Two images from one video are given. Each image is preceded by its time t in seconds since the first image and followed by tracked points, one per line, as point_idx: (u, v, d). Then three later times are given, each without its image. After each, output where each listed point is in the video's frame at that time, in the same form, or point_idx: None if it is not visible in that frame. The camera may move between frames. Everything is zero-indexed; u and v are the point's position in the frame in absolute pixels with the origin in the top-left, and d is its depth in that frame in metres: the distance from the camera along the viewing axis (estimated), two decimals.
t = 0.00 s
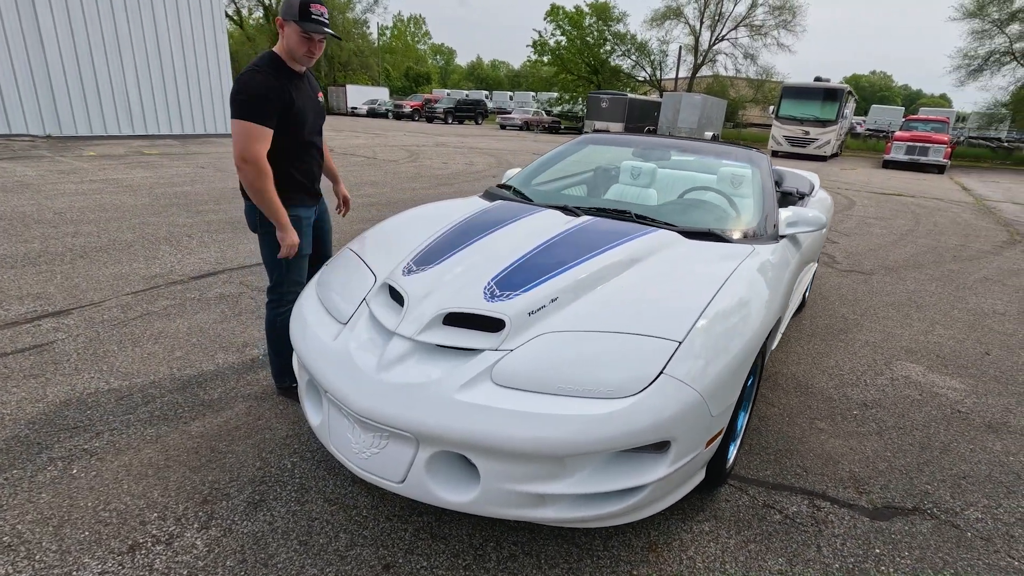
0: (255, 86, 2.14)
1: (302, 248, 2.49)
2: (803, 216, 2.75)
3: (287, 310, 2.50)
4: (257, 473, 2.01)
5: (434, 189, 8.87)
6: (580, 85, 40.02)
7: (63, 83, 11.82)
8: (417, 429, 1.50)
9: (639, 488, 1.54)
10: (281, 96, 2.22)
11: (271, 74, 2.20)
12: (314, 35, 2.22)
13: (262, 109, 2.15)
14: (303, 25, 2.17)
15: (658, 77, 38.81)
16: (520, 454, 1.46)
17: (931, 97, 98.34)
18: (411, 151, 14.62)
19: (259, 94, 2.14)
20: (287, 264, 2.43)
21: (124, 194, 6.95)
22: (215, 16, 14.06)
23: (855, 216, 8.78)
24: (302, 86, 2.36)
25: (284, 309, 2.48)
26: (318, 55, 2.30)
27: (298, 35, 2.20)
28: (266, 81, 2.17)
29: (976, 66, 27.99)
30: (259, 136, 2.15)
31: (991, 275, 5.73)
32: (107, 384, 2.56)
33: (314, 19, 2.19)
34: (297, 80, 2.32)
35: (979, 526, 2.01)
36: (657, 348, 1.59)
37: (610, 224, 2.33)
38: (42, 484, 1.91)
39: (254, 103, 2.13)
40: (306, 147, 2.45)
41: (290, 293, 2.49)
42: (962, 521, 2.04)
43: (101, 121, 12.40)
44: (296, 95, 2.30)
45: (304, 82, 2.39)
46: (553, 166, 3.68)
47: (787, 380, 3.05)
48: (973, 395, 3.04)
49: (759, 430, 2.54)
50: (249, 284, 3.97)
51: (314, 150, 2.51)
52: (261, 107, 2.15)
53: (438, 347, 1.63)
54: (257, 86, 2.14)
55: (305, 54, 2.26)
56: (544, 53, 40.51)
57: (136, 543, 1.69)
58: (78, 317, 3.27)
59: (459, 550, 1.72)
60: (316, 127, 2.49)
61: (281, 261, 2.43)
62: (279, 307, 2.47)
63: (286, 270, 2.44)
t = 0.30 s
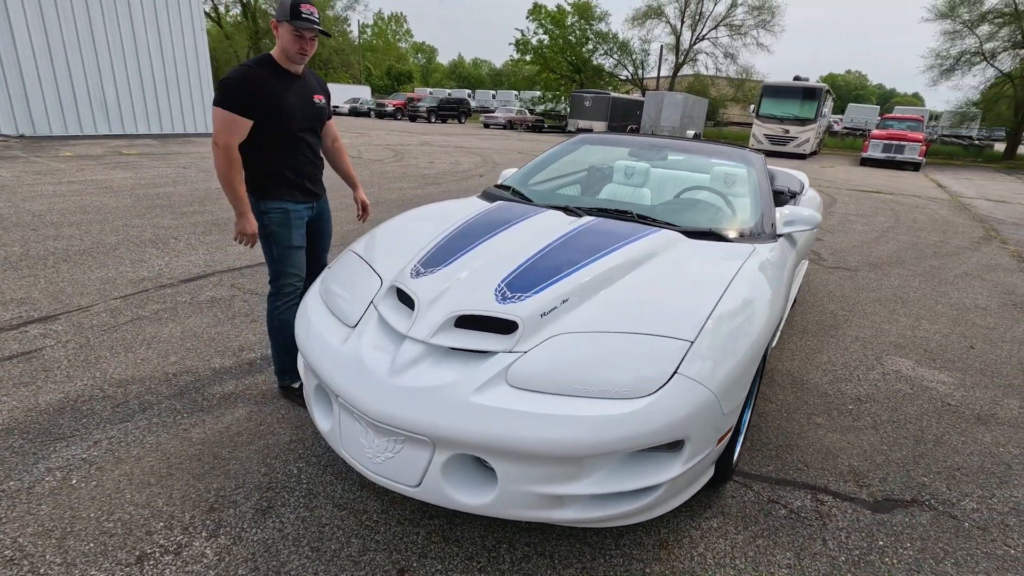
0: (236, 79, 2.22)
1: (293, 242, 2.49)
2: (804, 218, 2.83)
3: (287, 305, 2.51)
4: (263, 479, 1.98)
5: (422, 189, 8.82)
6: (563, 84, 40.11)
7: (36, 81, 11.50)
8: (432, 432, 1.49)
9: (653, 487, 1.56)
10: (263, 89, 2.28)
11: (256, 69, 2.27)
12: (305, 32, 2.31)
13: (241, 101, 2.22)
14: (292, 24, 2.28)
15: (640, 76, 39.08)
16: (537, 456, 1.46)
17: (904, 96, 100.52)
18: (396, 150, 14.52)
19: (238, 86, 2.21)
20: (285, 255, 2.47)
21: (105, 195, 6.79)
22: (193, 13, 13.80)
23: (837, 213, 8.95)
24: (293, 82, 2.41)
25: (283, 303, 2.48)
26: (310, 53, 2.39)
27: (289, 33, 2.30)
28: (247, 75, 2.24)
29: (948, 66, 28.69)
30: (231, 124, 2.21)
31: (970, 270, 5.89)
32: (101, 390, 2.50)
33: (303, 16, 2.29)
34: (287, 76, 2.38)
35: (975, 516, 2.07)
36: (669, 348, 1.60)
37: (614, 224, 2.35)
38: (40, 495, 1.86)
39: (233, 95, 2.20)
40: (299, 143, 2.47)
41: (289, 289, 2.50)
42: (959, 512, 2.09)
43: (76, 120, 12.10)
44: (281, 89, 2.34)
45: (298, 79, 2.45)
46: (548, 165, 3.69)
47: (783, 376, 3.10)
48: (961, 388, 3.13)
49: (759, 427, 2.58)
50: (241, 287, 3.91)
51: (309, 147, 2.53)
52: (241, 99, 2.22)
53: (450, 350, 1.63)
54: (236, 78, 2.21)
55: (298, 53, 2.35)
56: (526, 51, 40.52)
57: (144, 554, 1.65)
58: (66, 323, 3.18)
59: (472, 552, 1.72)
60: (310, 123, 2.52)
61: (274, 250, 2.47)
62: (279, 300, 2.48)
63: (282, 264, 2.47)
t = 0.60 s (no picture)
0: (221, 74, 2.40)
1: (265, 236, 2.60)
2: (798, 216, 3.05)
3: (260, 289, 2.65)
4: (275, 483, 1.98)
5: (411, 189, 8.79)
6: (547, 83, 40.21)
7: (11, 80, 11.21)
8: (455, 434, 1.51)
9: (670, 484, 1.59)
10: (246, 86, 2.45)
11: (243, 67, 2.45)
12: (297, 28, 2.48)
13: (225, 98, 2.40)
14: (285, 20, 2.44)
15: (624, 75, 39.34)
16: (559, 456, 1.49)
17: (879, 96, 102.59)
18: (382, 150, 14.43)
19: (223, 83, 2.40)
20: (257, 243, 2.57)
21: (88, 197, 6.66)
22: (174, 10, 13.58)
23: (821, 212, 9.12)
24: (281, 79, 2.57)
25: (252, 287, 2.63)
26: (302, 48, 2.56)
27: (282, 29, 2.47)
28: (233, 73, 2.42)
29: (923, 67, 29.36)
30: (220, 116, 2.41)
31: (951, 267, 6.05)
32: (103, 396, 2.47)
33: (295, 13, 2.46)
34: (274, 73, 2.55)
35: (971, 506, 2.14)
36: (684, 348, 1.64)
37: (620, 225, 2.39)
38: (49, 503, 1.83)
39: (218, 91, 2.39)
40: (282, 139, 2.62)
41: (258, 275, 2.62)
42: (955, 502, 2.16)
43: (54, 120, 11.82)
44: (265, 87, 2.51)
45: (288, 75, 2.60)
46: (546, 166, 3.74)
47: (780, 372, 3.17)
48: (950, 382, 3.23)
49: (760, 422, 2.64)
50: (236, 289, 3.88)
51: (295, 143, 2.68)
52: (225, 95, 2.40)
53: (468, 352, 1.65)
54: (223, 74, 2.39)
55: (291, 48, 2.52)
56: (510, 51, 40.54)
57: (161, 560, 1.64)
58: (60, 328, 3.13)
59: (490, 552, 1.74)
60: (297, 119, 2.66)
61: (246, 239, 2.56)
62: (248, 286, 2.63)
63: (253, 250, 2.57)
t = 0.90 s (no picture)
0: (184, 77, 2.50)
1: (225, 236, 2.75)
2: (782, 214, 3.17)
3: (221, 281, 2.83)
4: (280, 486, 1.97)
5: (392, 189, 8.75)
6: (523, 82, 40.30)
7: None
8: (468, 431, 1.53)
9: (677, 475, 1.64)
10: (208, 86, 2.54)
11: (206, 68, 2.53)
12: (257, 26, 2.56)
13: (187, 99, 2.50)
14: (244, 19, 2.52)
15: (599, 75, 39.65)
16: (572, 451, 1.52)
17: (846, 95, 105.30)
18: (360, 150, 14.30)
19: (186, 85, 2.49)
20: (220, 243, 2.73)
21: (60, 200, 6.46)
22: (143, 8, 13.25)
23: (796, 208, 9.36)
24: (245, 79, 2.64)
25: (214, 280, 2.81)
26: (263, 46, 2.62)
27: (242, 28, 2.54)
28: (194, 75, 2.51)
29: (888, 66, 30.26)
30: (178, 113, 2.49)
31: (921, 260, 6.28)
32: (95, 404, 2.42)
33: (254, 12, 2.53)
34: (236, 74, 2.61)
35: (954, 488, 2.25)
36: (689, 342, 1.69)
37: (617, 224, 2.44)
38: (48, 513, 1.80)
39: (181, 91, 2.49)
40: (249, 137, 2.68)
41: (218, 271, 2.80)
42: (938, 485, 2.27)
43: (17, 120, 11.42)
44: (228, 87, 2.58)
45: (253, 74, 2.68)
46: (535, 166, 3.78)
47: (767, 365, 3.26)
48: (927, 371, 3.36)
49: (751, 413, 2.71)
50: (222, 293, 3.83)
51: (262, 141, 2.73)
52: (185, 98, 2.49)
53: (478, 350, 1.67)
54: (186, 75, 2.49)
55: (252, 47, 2.59)
56: (486, 50, 40.51)
57: (170, 567, 1.63)
58: (42, 335, 3.05)
59: (500, 547, 1.77)
60: (262, 118, 2.71)
61: (214, 239, 2.74)
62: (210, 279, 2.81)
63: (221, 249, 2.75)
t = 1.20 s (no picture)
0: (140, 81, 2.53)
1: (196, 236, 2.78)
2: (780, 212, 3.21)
3: (206, 277, 2.88)
4: (291, 486, 1.97)
5: (386, 189, 8.73)
6: (514, 81, 40.29)
7: None
8: (484, 429, 1.54)
9: (690, 470, 1.66)
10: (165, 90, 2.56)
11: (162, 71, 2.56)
12: (211, 29, 2.57)
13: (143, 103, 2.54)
14: (198, 22, 2.54)
15: (589, 74, 39.76)
16: (588, 446, 1.53)
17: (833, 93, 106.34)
18: (352, 150, 14.24)
19: (142, 89, 2.52)
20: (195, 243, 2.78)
21: (50, 201, 6.38)
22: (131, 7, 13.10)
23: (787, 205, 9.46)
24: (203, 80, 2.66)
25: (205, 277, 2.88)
26: (220, 48, 2.64)
27: (197, 32, 2.56)
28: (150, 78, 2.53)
29: (874, 65, 30.60)
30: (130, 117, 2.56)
31: (912, 256, 6.38)
32: (99, 406, 2.40)
33: (208, 16, 2.55)
34: (192, 75, 2.63)
35: (954, 479, 2.29)
36: (700, 339, 1.71)
37: (623, 222, 2.46)
38: (58, 517, 1.78)
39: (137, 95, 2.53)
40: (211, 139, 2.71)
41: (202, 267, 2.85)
42: (939, 476, 2.31)
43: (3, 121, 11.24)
44: (186, 90, 2.60)
45: (213, 75, 2.69)
46: (535, 165, 3.80)
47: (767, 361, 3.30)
48: (923, 365, 3.42)
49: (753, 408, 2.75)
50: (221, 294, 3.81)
51: (225, 143, 2.75)
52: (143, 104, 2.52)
53: (492, 348, 1.68)
54: (142, 79, 2.52)
55: (209, 50, 2.61)
56: (476, 49, 40.45)
57: (185, 568, 1.63)
58: (41, 338, 3.01)
59: (514, 543, 1.79)
60: (224, 119, 2.73)
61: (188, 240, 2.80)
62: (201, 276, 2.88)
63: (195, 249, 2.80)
